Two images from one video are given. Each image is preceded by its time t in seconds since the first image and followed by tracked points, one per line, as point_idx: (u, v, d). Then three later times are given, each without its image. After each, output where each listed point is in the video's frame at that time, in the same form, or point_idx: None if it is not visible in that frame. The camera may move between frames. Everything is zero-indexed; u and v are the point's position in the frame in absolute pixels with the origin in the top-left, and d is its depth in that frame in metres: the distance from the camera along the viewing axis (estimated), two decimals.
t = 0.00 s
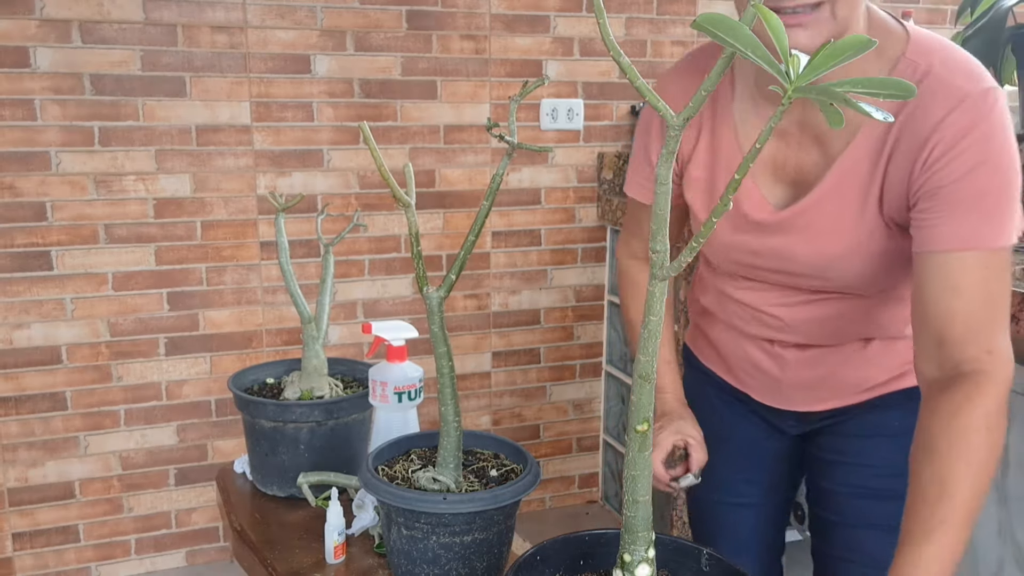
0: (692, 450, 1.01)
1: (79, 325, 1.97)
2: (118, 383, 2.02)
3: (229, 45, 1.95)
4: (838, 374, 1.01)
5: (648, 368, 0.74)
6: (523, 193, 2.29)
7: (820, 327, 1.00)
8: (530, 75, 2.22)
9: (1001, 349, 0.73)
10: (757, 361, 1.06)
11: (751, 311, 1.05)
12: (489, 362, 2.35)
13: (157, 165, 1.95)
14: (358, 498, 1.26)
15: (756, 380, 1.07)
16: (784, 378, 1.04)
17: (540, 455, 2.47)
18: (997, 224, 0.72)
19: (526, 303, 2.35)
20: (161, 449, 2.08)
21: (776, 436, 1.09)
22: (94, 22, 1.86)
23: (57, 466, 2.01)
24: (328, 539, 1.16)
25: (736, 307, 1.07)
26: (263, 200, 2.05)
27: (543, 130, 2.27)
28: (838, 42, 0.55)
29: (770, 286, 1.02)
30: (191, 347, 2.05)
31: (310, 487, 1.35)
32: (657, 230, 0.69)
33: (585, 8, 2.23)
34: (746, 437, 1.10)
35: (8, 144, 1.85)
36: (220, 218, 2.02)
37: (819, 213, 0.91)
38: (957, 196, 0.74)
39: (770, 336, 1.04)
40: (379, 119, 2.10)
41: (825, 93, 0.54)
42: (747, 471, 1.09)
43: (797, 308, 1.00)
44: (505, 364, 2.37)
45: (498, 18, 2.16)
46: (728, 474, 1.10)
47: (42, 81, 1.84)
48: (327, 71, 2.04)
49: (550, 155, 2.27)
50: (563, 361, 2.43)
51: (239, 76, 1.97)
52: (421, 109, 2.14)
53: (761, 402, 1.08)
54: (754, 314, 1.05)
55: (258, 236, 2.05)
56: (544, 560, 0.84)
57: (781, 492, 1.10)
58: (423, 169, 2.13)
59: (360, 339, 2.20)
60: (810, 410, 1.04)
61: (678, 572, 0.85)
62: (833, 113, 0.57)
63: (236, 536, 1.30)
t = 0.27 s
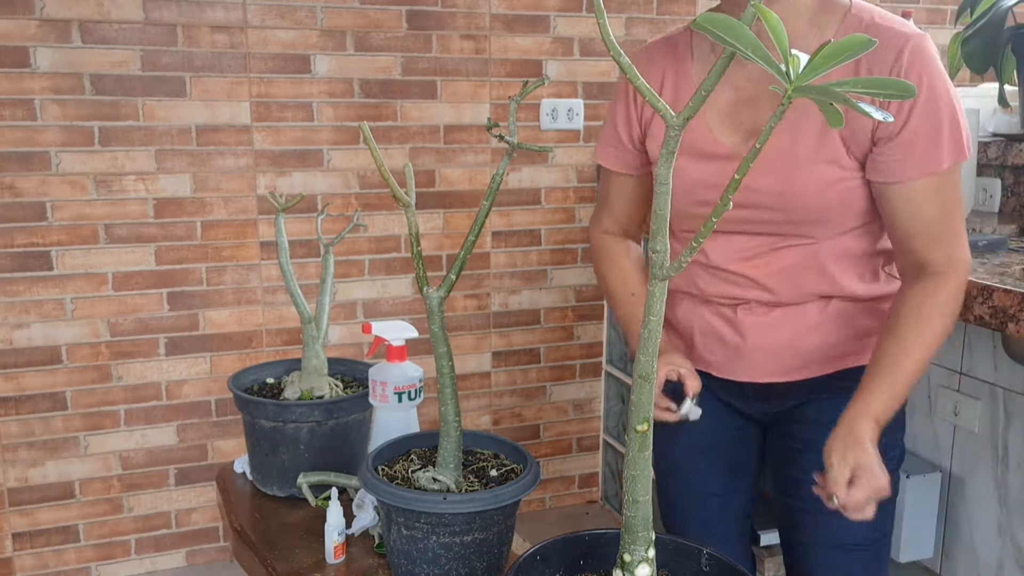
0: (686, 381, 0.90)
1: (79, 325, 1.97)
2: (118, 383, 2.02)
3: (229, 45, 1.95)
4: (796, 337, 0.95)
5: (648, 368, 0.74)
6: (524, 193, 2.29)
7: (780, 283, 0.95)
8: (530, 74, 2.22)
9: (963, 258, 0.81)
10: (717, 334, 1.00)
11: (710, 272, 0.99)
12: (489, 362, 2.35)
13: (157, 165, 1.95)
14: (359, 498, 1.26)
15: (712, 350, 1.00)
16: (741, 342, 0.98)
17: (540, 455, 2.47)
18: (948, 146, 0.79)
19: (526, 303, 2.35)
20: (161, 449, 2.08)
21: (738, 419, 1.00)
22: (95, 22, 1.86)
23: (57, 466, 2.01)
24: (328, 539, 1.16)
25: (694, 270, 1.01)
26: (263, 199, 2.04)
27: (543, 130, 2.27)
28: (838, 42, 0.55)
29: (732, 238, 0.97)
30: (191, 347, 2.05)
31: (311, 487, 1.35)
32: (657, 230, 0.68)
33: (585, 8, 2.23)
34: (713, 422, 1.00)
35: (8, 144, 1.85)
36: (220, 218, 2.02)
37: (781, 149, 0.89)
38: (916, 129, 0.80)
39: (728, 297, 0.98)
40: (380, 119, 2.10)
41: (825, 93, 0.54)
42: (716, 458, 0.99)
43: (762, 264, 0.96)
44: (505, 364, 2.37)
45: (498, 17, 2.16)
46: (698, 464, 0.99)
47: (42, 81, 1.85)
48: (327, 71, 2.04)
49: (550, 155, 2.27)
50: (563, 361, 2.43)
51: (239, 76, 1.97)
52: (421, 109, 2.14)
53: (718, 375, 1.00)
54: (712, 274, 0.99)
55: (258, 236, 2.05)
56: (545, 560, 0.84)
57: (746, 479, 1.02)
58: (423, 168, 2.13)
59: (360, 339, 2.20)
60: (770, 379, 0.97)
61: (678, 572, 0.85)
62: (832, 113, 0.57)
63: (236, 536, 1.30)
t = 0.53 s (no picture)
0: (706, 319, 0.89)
1: (79, 325, 1.97)
2: (118, 382, 2.02)
3: (229, 45, 1.95)
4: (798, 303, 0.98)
5: (648, 368, 0.74)
6: (523, 193, 2.29)
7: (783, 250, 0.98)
8: (530, 74, 2.22)
9: (946, 197, 0.91)
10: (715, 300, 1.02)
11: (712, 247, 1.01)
12: (489, 362, 2.35)
13: (157, 165, 1.95)
14: (358, 498, 1.26)
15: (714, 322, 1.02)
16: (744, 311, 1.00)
17: (540, 455, 2.47)
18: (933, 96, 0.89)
19: (526, 303, 2.35)
20: (161, 448, 2.08)
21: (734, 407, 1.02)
22: (94, 22, 1.86)
23: (57, 466, 2.01)
24: (328, 539, 1.16)
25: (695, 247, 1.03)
26: (263, 199, 2.04)
27: (543, 130, 2.27)
28: (837, 43, 0.55)
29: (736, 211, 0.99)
30: (190, 347, 2.05)
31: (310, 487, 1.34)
32: (657, 230, 0.68)
33: (585, 7, 2.23)
34: (710, 409, 1.03)
35: (7, 144, 1.85)
36: (220, 218, 2.02)
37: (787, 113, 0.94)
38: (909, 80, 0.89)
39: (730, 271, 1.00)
40: (380, 119, 2.10)
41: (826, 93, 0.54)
42: (712, 444, 1.02)
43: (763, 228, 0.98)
44: (505, 363, 2.37)
45: (498, 17, 2.16)
46: (692, 448, 1.02)
47: (42, 81, 1.85)
48: (327, 71, 2.04)
49: (550, 155, 2.27)
50: (563, 361, 2.43)
51: (239, 76, 1.97)
52: (421, 109, 2.14)
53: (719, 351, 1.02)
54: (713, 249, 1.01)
55: (258, 235, 2.05)
56: (545, 560, 0.84)
57: (745, 463, 1.04)
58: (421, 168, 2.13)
59: (360, 339, 2.20)
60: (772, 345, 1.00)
61: (678, 572, 0.85)
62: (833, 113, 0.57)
63: (236, 535, 1.31)
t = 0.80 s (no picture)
0: (708, 306, 0.90)
1: (79, 325, 1.97)
2: (118, 382, 2.02)
3: (229, 45, 1.95)
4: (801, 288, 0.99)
5: (648, 368, 0.74)
6: (523, 193, 2.29)
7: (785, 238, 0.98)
8: (530, 74, 2.22)
9: (950, 180, 0.91)
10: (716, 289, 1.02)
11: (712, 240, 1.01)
12: (489, 362, 2.35)
13: (157, 165, 1.95)
14: (359, 498, 1.26)
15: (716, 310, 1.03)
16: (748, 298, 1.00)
17: (540, 455, 2.47)
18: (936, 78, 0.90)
19: (526, 303, 2.35)
20: (161, 448, 2.08)
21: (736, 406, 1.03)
22: (95, 22, 1.86)
23: (57, 466, 2.01)
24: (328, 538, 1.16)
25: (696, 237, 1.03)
26: (263, 199, 2.04)
27: (543, 130, 2.27)
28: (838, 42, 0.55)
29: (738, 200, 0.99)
30: (190, 346, 2.05)
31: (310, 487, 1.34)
32: (658, 230, 0.68)
33: (585, 7, 2.23)
34: (710, 408, 1.03)
35: (8, 144, 1.85)
36: (220, 217, 2.02)
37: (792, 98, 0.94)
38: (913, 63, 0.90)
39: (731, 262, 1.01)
40: (380, 119, 2.10)
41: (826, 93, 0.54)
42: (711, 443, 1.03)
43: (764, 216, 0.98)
44: (505, 363, 2.37)
45: (498, 17, 2.16)
46: (691, 446, 1.03)
47: (42, 81, 1.85)
48: (327, 70, 2.04)
49: (550, 154, 2.27)
50: (563, 360, 2.43)
51: (239, 76, 1.97)
52: (421, 109, 2.14)
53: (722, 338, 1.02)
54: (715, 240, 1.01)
55: (258, 235, 2.05)
56: (545, 560, 0.84)
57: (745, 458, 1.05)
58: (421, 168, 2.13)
59: (360, 339, 2.20)
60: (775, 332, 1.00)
61: (679, 572, 0.85)
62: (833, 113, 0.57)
63: (236, 535, 1.31)
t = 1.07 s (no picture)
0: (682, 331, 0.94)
1: (79, 325, 1.97)
2: (117, 382, 2.02)
3: (229, 45, 1.95)
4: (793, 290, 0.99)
5: (648, 368, 0.74)
6: (523, 193, 2.29)
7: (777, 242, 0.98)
8: (530, 74, 2.22)
9: (943, 183, 0.90)
10: (709, 291, 1.03)
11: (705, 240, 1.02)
12: (489, 362, 2.35)
13: (157, 165, 1.95)
14: (359, 498, 1.26)
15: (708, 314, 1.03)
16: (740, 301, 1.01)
17: (540, 455, 2.47)
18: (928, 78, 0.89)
19: (526, 303, 2.35)
20: (161, 448, 2.08)
21: (735, 404, 1.03)
22: (95, 22, 1.86)
23: (56, 466, 2.01)
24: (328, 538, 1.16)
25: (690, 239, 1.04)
26: (263, 199, 2.04)
27: (543, 130, 2.27)
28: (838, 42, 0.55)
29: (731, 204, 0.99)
30: (190, 346, 2.05)
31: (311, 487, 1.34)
32: (657, 230, 0.68)
33: (585, 7, 2.23)
34: (711, 408, 1.03)
35: (7, 144, 1.85)
36: (220, 217, 2.02)
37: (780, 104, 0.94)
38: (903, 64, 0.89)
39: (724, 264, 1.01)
40: (380, 119, 2.10)
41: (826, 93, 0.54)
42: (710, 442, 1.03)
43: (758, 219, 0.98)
44: (505, 363, 2.37)
45: (498, 17, 2.16)
46: (689, 444, 1.04)
47: (42, 81, 1.85)
48: (327, 70, 2.04)
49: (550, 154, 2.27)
50: (563, 360, 2.43)
51: (240, 76, 1.97)
52: (421, 109, 2.14)
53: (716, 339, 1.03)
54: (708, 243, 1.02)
55: (258, 235, 2.05)
56: (545, 560, 0.84)
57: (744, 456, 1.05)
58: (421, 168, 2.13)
59: (360, 339, 2.20)
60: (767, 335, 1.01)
61: (679, 572, 0.85)
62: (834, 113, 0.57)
63: (236, 535, 1.31)
